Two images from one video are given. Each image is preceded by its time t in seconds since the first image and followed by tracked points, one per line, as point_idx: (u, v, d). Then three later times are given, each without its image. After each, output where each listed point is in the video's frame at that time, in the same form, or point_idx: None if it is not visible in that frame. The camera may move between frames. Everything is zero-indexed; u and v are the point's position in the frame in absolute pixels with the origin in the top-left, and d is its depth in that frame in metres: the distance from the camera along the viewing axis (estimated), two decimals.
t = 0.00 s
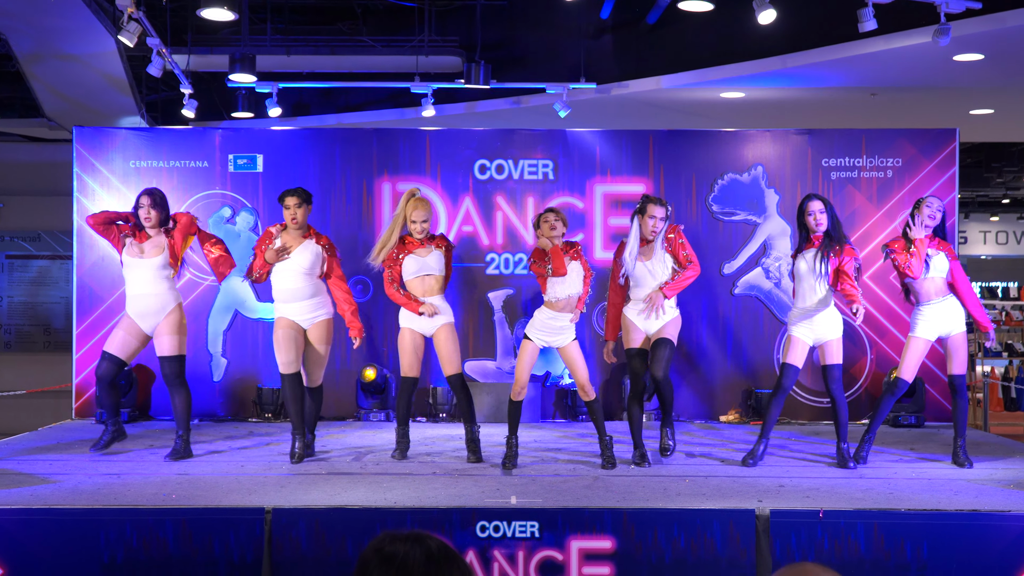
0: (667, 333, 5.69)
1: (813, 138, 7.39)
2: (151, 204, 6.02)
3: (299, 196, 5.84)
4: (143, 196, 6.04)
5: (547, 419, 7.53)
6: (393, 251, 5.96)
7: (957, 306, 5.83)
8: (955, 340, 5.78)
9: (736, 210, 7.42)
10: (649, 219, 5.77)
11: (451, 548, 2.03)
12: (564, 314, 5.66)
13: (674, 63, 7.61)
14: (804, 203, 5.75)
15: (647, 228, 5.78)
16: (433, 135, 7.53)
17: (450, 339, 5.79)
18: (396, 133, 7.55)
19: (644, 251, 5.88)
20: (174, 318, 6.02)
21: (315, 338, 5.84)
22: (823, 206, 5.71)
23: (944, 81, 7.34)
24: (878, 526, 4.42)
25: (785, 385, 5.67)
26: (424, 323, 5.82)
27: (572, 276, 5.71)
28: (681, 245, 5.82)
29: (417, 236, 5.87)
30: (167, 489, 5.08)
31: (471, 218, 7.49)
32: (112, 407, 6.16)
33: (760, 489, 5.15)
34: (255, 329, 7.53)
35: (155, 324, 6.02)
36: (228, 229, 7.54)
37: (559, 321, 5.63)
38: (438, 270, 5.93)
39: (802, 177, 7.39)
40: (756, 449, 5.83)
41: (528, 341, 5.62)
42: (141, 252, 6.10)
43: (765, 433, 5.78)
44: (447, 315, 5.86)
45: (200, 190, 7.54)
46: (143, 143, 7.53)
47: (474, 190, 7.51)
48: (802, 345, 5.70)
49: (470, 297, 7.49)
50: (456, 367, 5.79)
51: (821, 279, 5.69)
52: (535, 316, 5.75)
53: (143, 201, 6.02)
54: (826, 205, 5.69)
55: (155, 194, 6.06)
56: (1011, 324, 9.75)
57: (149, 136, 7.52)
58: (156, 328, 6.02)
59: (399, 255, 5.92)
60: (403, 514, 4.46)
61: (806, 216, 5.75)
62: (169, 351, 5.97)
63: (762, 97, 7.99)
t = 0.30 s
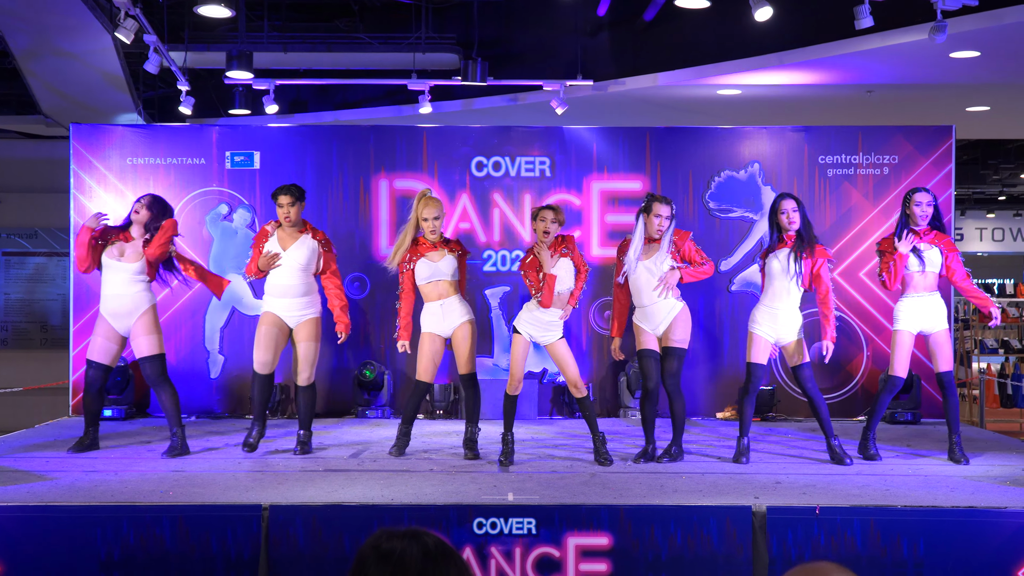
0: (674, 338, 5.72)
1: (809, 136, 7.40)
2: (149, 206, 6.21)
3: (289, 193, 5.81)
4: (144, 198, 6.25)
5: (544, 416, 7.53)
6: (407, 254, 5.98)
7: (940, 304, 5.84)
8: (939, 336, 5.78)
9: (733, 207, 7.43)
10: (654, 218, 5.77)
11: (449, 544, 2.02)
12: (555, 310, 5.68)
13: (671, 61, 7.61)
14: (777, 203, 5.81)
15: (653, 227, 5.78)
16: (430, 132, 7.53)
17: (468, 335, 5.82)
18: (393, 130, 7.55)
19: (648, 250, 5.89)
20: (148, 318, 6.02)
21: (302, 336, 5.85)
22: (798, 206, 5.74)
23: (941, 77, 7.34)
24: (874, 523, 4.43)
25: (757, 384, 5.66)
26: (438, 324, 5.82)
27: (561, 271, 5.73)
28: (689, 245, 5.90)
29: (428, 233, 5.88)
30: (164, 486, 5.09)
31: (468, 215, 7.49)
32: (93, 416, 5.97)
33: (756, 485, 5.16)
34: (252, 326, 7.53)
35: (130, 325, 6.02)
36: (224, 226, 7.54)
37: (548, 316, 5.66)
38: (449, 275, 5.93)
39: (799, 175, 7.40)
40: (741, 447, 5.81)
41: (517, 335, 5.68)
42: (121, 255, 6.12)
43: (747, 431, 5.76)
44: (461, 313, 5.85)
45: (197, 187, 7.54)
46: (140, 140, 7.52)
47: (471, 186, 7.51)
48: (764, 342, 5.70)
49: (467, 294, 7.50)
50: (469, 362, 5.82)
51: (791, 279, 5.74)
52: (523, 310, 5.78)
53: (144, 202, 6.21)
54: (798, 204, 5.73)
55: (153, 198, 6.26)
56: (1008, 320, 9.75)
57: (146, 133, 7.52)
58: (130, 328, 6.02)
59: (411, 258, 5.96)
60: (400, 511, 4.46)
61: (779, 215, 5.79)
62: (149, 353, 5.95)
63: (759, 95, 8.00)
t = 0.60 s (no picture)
0: (677, 335, 5.76)
1: (810, 134, 7.40)
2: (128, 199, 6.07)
3: (277, 197, 5.78)
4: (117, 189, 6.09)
5: (544, 414, 7.53)
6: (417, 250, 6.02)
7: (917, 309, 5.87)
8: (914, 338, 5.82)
9: (734, 205, 7.43)
10: (657, 217, 5.71)
11: (450, 543, 2.01)
12: (552, 307, 5.68)
13: (672, 59, 7.62)
14: (761, 205, 5.78)
15: (656, 225, 5.74)
16: (430, 130, 7.53)
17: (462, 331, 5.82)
18: (394, 128, 7.55)
19: (655, 247, 5.88)
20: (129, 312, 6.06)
21: (279, 333, 5.85)
22: (778, 210, 5.73)
23: (943, 75, 7.34)
24: (875, 521, 4.42)
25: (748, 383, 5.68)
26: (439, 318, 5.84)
27: (551, 268, 5.74)
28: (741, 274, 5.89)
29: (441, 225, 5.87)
30: (165, 483, 5.08)
31: (469, 212, 7.50)
32: (89, 411, 6.00)
33: (757, 483, 5.16)
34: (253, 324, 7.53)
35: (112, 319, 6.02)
36: (224, 225, 7.53)
37: (549, 314, 5.65)
38: (455, 270, 5.94)
39: (800, 173, 7.40)
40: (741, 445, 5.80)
41: (527, 336, 5.66)
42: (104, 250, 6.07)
43: (747, 429, 5.76)
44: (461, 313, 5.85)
45: (197, 184, 7.54)
46: (140, 138, 7.52)
47: (472, 184, 7.51)
48: (750, 342, 5.72)
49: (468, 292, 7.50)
50: (464, 361, 5.82)
51: (781, 283, 5.74)
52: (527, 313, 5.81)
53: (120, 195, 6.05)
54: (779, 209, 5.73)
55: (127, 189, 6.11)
56: (1009, 318, 9.75)
57: (146, 130, 7.52)
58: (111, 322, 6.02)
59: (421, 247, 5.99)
60: (401, 508, 4.46)
61: (760, 218, 5.77)
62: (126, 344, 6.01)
63: (760, 93, 8.01)
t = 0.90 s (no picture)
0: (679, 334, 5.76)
1: (815, 132, 7.39)
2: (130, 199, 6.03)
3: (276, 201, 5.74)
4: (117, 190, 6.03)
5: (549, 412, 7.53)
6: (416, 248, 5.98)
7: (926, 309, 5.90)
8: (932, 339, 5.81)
9: (739, 203, 7.42)
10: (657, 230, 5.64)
11: (455, 541, 2.00)
12: (544, 309, 5.68)
13: (677, 57, 7.62)
14: (761, 209, 5.73)
15: (660, 235, 5.65)
16: (435, 128, 7.53)
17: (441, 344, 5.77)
18: (399, 127, 7.55)
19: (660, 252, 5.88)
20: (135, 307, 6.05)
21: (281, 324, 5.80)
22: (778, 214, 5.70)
23: (949, 73, 7.32)
24: (881, 520, 4.41)
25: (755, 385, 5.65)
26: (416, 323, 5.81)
27: (548, 272, 5.73)
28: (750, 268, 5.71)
29: (433, 243, 5.86)
30: (170, 482, 5.09)
31: (474, 211, 7.50)
32: (98, 406, 6.00)
33: (763, 482, 5.15)
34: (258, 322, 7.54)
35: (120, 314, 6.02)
36: (229, 223, 7.54)
37: (540, 317, 5.66)
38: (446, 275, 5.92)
39: (805, 171, 7.39)
40: (746, 443, 5.80)
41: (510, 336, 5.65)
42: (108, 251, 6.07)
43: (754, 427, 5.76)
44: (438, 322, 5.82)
45: (202, 183, 7.55)
46: (145, 136, 7.53)
47: (477, 183, 7.51)
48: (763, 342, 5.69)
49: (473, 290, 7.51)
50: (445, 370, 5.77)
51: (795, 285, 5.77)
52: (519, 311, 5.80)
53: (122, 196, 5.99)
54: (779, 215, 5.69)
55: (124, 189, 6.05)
56: (1015, 317, 9.73)
57: (151, 128, 7.52)
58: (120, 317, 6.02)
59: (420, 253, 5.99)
60: (406, 507, 4.46)
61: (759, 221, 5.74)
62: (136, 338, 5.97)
63: (766, 91, 8.00)
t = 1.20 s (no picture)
0: (707, 330, 5.76)
1: (814, 131, 7.39)
2: (141, 201, 6.01)
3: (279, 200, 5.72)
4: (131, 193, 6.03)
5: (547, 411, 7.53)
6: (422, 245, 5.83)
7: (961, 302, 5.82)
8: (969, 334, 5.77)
9: (737, 203, 7.43)
10: (671, 215, 5.70)
11: (454, 541, 1.99)
12: (553, 299, 5.69)
13: (675, 57, 7.62)
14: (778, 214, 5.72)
15: (669, 224, 5.70)
16: (434, 128, 7.53)
17: (472, 333, 5.86)
18: (397, 125, 7.54)
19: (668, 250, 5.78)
20: (162, 309, 6.04)
21: (314, 328, 5.91)
22: (795, 220, 5.68)
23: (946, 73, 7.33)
24: (879, 519, 4.42)
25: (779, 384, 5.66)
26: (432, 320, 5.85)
27: (549, 265, 5.75)
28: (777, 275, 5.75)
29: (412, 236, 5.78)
30: (169, 481, 5.09)
31: (472, 210, 7.50)
32: (102, 406, 5.99)
33: (761, 481, 5.15)
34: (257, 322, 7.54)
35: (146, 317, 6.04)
36: (229, 223, 7.53)
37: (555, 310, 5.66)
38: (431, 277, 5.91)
39: (803, 171, 7.39)
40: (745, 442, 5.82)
41: (534, 336, 5.67)
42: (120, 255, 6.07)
43: (756, 427, 5.77)
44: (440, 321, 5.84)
45: (200, 182, 7.54)
46: (143, 135, 7.52)
47: (475, 182, 7.51)
48: (802, 346, 5.72)
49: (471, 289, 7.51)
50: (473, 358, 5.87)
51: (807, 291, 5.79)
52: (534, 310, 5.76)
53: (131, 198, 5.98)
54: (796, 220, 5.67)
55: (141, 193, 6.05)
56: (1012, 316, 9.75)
57: (149, 128, 7.52)
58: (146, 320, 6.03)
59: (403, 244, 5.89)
60: (404, 506, 4.45)
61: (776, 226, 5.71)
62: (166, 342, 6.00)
63: (764, 90, 8.00)
